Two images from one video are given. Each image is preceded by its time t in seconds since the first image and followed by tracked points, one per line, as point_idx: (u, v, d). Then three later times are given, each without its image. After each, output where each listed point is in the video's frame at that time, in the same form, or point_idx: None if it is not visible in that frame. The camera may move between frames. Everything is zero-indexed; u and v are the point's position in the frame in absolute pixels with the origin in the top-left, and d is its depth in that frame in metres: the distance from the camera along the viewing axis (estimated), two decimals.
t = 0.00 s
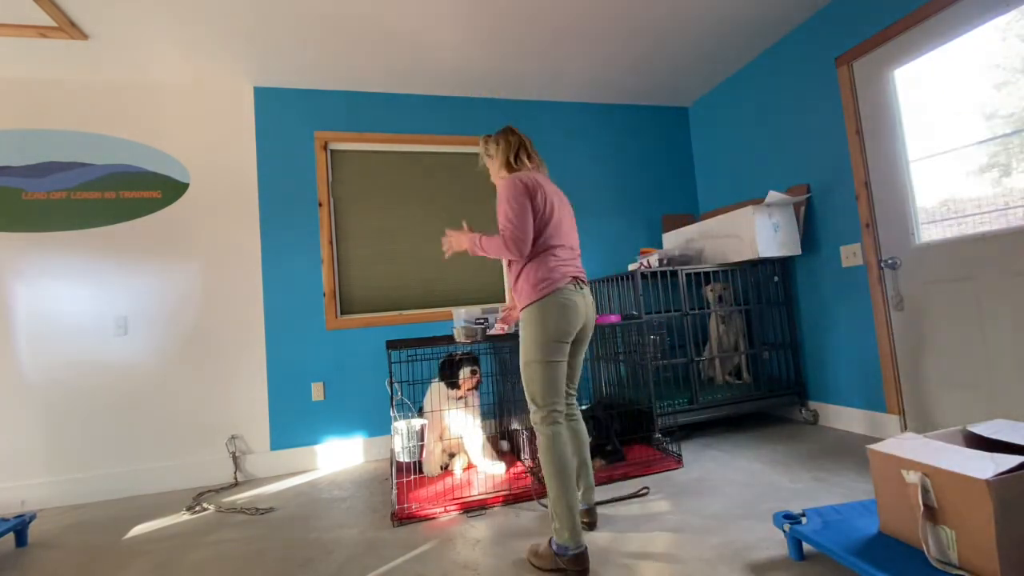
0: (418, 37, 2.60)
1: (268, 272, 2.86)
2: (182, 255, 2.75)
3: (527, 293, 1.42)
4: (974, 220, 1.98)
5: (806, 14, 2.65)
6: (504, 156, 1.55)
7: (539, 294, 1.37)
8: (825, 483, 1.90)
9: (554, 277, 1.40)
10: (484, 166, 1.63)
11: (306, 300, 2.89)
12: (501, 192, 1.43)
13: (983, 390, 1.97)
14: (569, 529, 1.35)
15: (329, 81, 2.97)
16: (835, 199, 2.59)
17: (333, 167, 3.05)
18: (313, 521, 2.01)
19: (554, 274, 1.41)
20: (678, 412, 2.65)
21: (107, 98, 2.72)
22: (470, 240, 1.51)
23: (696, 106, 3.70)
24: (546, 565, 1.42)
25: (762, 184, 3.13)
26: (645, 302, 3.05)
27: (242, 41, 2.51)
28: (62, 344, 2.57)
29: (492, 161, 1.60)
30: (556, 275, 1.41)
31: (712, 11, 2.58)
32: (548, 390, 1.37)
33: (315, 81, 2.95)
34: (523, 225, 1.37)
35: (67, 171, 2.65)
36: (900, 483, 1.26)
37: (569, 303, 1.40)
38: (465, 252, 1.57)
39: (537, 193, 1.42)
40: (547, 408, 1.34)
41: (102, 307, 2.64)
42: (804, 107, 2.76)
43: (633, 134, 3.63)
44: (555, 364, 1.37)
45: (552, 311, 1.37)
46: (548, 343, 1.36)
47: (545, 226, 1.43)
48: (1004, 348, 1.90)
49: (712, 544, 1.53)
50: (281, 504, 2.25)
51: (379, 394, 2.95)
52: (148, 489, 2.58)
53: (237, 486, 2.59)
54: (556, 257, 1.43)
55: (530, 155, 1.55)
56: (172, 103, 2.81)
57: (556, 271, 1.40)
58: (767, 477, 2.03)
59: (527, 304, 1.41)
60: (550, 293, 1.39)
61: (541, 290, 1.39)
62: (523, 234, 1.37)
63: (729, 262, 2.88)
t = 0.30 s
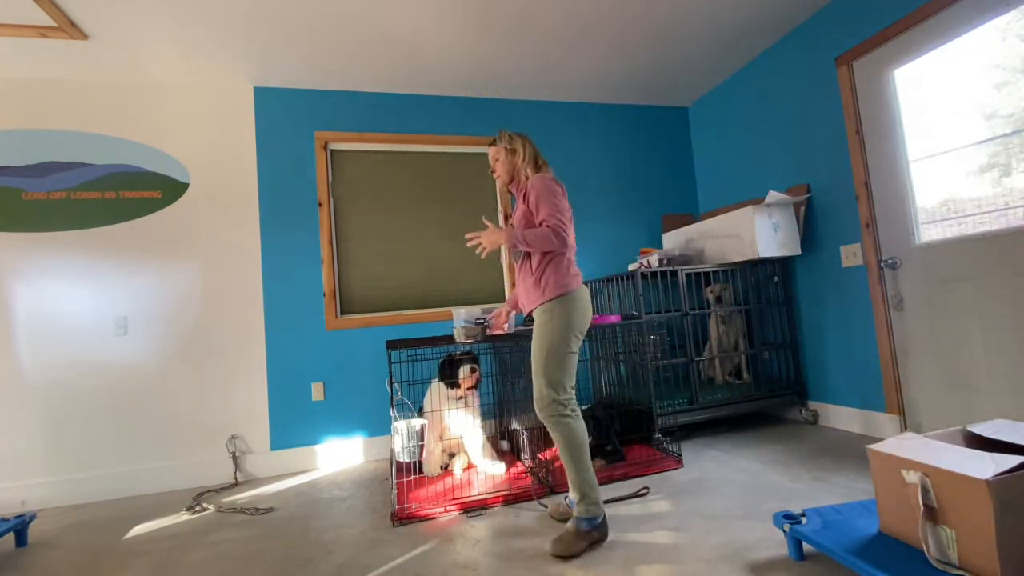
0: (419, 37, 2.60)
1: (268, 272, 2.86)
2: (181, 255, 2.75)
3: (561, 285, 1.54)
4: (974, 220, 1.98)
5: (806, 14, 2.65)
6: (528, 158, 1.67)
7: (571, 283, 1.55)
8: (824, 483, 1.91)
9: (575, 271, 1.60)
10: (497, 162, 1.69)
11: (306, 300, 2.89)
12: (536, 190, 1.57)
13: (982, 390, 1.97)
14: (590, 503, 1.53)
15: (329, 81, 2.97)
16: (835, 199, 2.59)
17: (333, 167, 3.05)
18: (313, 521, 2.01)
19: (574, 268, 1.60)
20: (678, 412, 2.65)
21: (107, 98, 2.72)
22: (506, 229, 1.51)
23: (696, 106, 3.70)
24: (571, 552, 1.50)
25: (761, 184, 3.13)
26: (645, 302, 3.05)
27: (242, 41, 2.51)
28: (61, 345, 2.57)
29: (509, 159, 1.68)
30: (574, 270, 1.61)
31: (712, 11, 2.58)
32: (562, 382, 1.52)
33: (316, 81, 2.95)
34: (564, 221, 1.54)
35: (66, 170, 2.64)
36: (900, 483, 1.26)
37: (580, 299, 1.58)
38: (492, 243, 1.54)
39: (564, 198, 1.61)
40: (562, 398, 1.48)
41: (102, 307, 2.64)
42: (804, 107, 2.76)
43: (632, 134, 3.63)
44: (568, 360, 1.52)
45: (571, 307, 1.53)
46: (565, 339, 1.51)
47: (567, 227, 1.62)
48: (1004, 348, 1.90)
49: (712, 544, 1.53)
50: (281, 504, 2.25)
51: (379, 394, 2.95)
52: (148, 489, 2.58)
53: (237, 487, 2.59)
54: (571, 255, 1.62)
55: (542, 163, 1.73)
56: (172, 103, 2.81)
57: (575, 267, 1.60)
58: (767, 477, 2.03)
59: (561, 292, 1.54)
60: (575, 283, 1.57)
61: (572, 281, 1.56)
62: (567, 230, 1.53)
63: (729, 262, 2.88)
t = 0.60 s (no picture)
0: (419, 37, 2.60)
1: (268, 272, 2.86)
2: (182, 255, 2.75)
3: (572, 286, 1.56)
4: (974, 220, 1.98)
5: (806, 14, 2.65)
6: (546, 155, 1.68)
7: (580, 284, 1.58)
8: (824, 483, 1.91)
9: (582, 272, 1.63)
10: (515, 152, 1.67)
11: (306, 300, 2.89)
12: (555, 187, 1.57)
13: (982, 390, 1.97)
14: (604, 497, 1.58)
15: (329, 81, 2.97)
16: (835, 199, 2.59)
17: (333, 167, 3.05)
18: (313, 521, 2.01)
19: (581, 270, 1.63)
20: (678, 412, 2.64)
21: (107, 98, 2.72)
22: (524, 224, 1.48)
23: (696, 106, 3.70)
24: (593, 544, 1.54)
25: (761, 184, 3.13)
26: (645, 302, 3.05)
27: (243, 41, 2.51)
28: (61, 345, 2.57)
29: (527, 152, 1.68)
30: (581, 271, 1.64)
31: (712, 11, 2.57)
32: (581, 379, 1.57)
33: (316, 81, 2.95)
34: (581, 222, 1.55)
35: (67, 170, 2.65)
36: (900, 484, 1.26)
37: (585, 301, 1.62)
38: (508, 238, 1.50)
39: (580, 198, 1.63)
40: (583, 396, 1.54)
41: (102, 307, 2.64)
42: (804, 106, 2.76)
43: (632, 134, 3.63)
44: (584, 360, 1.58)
45: (580, 308, 1.57)
46: (582, 339, 1.56)
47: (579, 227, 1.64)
48: (1004, 349, 1.90)
49: (712, 544, 1.53)
50: (281, 504, 2.25)
51: (379, 394, 2.95)
52: (148, 489, 2.58)
53: (237, 487, 2.59)
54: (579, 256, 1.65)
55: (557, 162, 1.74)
56: (172, 103, 2.81)
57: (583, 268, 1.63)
58: (767, 477, 2.02)
59: (570, 293, 1.56)
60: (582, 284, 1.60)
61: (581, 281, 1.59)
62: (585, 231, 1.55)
63: (729, 262, 2.88)
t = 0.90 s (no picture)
0: (419, 37, 2.60)
1: (268, 272, 2.86)
2: (181, 255, 2.75)
3: (577, 288, 1.56)
4: (974, 220, 1.98)
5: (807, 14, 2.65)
6: (564, 153, 1.68)
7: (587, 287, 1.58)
8: (824, 483, 1.91)
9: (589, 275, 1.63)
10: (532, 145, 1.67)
11: (306, 300, 2.89)
12: (570, 188, 1.56)
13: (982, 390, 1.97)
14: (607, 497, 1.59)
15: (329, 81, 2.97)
16: (835, 199, 2.59)
17: (333, 167, 3.04)
18: (313, 521, 2.01)
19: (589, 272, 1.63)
20: (678, 412, 2.64)
21: (107, 98, 2.72)
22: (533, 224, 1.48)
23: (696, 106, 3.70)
24: (593, 544, 1.54)
25: (761, 183, 3.13)
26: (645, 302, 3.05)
27: (243, 41, 2.51)
28: (60, 344, 2.57)
29: (546, 147, 1.67)
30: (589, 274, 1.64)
31: (712, 11, 2.57)
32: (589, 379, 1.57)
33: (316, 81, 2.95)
34: (591, 227, 1.54)
35: (66, 170, 2.64)
36: (900, 483, 1.26)
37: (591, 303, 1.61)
38: (515, 237, 1.51)
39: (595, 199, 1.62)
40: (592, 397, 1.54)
41: (102, 307, 2.64)
42: (804, 106, 2.76)
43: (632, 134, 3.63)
44: (591, 361, 1.58)
45: (586, 309, 1.57)
46: (589, 340, 1.56)
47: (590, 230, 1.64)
48: (1004, 349, 1.90)
49: (712, 544, 1.53)
50: (281, 504, 2.25)
51: (379, 394, 2.95)
52: (148, 489, 2.58)
53: (237, 487, 2.59)
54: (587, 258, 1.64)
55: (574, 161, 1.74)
56: (172, 103, 2.81)
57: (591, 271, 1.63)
58: (767, 477, 2.03)
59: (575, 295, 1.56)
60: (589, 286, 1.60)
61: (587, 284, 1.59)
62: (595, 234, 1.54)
63: (729, 262, 2.88)
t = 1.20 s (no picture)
0: (418, 37, 2.60)
1: (268, 272, 2.86)
2: (181, 255, 2.75)
3: (582, 289, 1.56)
4: (974, 220, 1.98)
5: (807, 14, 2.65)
6: (576, 152, 1.68)
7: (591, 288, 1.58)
8: (824, 483, 1.91)
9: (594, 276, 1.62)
10: (544, 142, 1.67)
11: (306, 300, 2.89)
12: (581, 189, 1.56)
13: (982, 390, 1.97)
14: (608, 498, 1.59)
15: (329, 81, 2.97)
16: (835, 199, 2.59)
17: (333, 167, 3.04)
18: (312, 521, 2.01)
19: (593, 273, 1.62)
20: (678, 412, 2.64)
21: (107, 98, 2.72)
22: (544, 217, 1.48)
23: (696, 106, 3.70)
24: (593, 544, 1.54)
25: (761, 183, 3.13)
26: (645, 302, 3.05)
27: (242, 41, 2.51)
28: (60, 344, 2.57)
29: (558, 144, 1.67)
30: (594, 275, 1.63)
31: (712, 11, 2.57)
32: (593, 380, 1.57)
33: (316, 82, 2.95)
34: (598, 228, 1.54)
35: (66, 170, 2.65)
36: (900, 483, 1.26)
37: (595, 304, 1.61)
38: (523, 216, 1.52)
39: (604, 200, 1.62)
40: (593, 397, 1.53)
41: (102, 307, 2.64)
42: (805, 106, 2.76)
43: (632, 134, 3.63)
44: (594, 361, 1.58)
45: (591, 309, 1.57)
46: (592, 340, 1.57)
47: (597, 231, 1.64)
48: (1004, 349, 1.89)
49: (712, 544, 1.52)
50: (281, 504, 2.25)
51: (379, 394, 2.95)
52: (148, 489, 2.58)
53: (237, 486, 2.59)
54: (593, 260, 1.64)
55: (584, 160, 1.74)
56: (172, 103, 2.81)
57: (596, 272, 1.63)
58: (767, 477, 2.02)
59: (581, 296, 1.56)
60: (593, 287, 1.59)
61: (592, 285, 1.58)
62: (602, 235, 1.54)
63: (729, 262, 2.88)
